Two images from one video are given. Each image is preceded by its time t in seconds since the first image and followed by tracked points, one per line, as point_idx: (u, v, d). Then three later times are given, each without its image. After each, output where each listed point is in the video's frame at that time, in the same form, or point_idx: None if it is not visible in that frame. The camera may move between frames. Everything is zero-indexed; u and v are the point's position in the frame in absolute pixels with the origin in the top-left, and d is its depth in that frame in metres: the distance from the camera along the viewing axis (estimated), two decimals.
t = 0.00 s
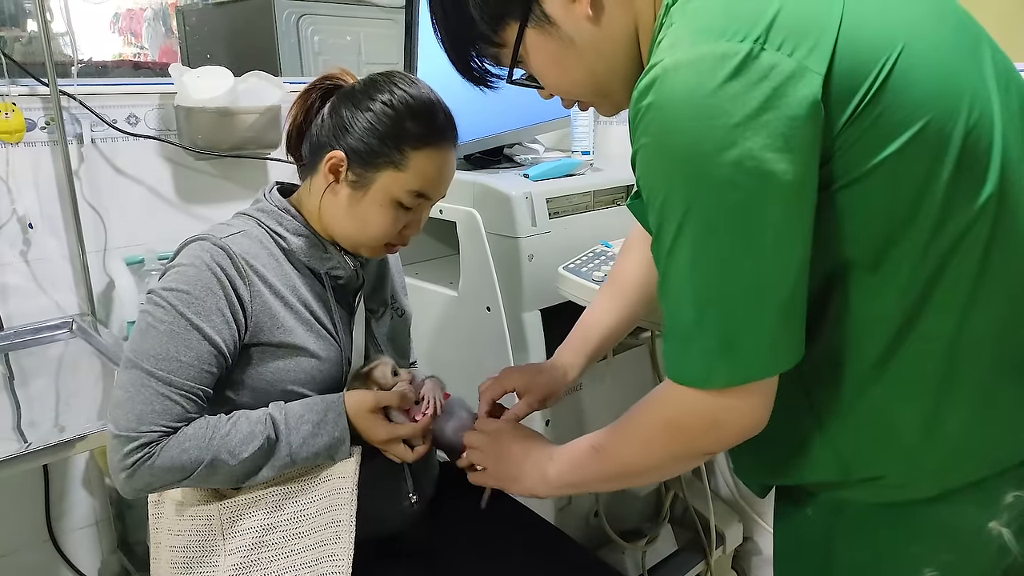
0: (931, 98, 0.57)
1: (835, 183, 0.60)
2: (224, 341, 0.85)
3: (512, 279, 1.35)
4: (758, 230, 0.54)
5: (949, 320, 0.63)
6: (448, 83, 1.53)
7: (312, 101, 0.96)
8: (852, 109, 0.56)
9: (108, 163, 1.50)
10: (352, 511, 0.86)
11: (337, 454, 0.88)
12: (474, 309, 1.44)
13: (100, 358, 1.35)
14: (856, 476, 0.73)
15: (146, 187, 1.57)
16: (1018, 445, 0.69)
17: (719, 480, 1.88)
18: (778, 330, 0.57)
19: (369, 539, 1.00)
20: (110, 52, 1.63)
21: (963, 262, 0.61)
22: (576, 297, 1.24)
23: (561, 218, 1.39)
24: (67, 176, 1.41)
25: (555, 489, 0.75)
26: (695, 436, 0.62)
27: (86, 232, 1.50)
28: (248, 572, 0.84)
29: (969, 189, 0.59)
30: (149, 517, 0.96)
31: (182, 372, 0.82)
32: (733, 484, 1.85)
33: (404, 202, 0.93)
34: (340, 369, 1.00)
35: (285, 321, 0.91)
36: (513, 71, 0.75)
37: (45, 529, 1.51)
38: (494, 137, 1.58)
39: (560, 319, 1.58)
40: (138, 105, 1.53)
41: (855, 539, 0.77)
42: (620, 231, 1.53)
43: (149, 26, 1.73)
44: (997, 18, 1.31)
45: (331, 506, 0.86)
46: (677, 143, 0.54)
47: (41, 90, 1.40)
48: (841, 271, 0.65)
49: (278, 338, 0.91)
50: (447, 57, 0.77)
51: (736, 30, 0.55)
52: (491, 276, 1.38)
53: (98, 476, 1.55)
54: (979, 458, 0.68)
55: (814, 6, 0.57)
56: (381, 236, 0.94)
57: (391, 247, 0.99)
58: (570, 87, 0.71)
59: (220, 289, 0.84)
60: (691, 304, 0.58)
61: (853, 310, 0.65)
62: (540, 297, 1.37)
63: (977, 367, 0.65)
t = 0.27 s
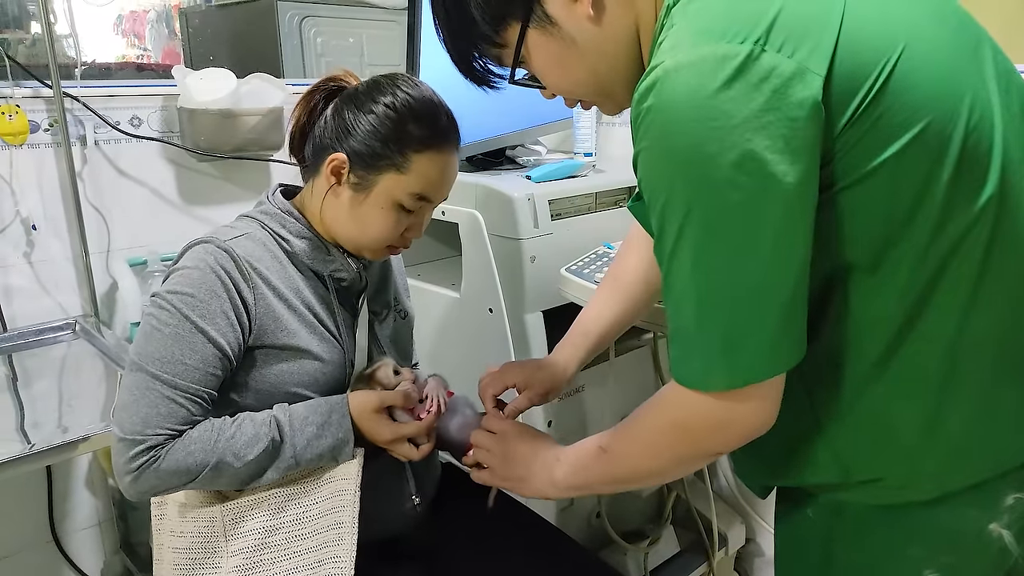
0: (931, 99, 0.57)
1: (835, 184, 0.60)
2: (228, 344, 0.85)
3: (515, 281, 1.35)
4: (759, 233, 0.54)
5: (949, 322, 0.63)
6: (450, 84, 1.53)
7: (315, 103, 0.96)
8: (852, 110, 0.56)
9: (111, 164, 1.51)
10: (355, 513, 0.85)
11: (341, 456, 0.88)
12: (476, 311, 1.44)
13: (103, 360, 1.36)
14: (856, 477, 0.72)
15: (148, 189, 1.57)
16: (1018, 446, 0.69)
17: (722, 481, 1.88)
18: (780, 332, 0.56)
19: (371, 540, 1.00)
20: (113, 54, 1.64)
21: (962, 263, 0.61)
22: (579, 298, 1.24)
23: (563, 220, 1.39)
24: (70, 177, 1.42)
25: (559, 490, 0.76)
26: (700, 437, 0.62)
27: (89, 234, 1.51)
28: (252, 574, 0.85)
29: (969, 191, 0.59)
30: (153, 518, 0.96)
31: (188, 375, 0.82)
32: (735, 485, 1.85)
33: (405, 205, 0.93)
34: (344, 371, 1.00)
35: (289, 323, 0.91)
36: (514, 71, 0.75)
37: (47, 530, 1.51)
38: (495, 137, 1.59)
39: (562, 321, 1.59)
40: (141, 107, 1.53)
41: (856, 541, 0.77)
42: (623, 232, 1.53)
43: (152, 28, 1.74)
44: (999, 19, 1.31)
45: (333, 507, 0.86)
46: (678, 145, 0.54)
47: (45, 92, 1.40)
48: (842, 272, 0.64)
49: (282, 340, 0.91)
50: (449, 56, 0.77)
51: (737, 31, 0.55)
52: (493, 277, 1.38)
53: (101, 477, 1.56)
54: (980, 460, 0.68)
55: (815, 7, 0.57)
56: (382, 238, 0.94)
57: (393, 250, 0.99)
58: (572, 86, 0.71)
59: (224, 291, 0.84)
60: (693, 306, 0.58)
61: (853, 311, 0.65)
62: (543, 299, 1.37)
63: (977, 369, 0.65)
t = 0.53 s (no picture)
0: (932, 105, 0.57)
1: (837, 190, 0.60)
2: (234, 346, 0.85)
3: (517, 284, 1.35)
4: (762, 238, 0.54)
5: (949, 327, 0.63)
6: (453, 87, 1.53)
7: (319, 105, 0.97)
8: (854, 115, 0.57)
9: (115, 167, 1.51)
10: (359, 516, 0.86)
11: (345, 457, 0.89)
12: (478, 314, 1.44)
13: (106, 362, 1.37)
14: (857, 482, 0.72)
15: (152, 191, 1.58)
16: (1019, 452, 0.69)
17: (724, 484, 1.88)
18: (783, 337, 0.57)
19: (373, 543, 1.00)
20: (116, 56, 1.65)
21: (963, 269, 0.61)
22: (581, 301, 1.24)
23: (565, 222, 1.40)
24: (74, 180, 1.42)
25: (562, 493, 0.76)
26: (705, 440, 0.62)
27: (93, 236, 1.51)
28: None
29: (970, 197, 0.59)
30: (155, 521, 0.96)
31: (194, 378, 0.82)
32: (737, 488, 1.85)
33: (408, 208, 0.93)
34: (348, 373, 1.00)
35: (294, 325, 0.91)
36: (516, 75, 0.75)
37: (50, 532, 1.51)
38: (496, 140, 1.59)
39: (564, 324, 1.59)
40: (145, 110, 1.54)
41: (857, 545, 0.77)
42: (625, 235, 1.53)
43: (156, 30, 1.73)
44: (1001, 22, 1.31)
45: (338, 510, 0.86)
46: (681, 150, 0.54)
47: (49, 95, 1.41)
48: (843, 277, 0.64)
49: (287, 342, 0.91)
50: (450, 59, 0.77)
51: (739, 36, 0.55)
52: (496, 280, 1.38)
53: (104, 479, 1.56)
54: (980, 465, 0.68)
55: (816, 12, 0.57)
56: (385, 242, 0.94)
57: (397, 253, 0.99)
58: (574, 89, 0.71)
59: (230, 295, 0.85)
60: (696, 310, 0.58)
61: (855, 315, 0.65)
62: (545, 302, 1.37)
63: (978, 375, 0.65)
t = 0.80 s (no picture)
0: (936, 108, 0.57)
1: (840, 193, 0.60)
2: (236, 347, 0.85)
3: (518, 285, 1.36)
4: (764, 239, 0.54)
5: (951, 330, 0.63)
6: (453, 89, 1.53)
7: (321, 108, 0.97)
8: (857, 119, 0.57)
9: (116, 168, 1.52)
10: (360, 517, 0.87)
11: (346, 459, 0.89)
12: (479, 316, 1.44)
13: (107, 363, 1.37)
14: (857, 484, 0.73)
15: (153, 193, 1.58)
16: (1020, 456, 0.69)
17: (724, 486, 1.88)
18: (784, 338, 0.57)
19: (374, 544, 1.00)
20: (119, 58, 1.68)
21: (966, 273, 0.61)
22: (582, 303, 1.24)
23: (565, 224, 1.40)
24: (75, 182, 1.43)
25: (562, 492, 0.76)
26: (706, 440, 0.63)
27: (94, 238, 1.51)
28: None
29: (973, 201, 0.59)
30: (156, 521, 0.96)
31: (197, 379, 0.83)
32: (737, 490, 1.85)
33: (410, 211, 0.93)
34: (350, 375, 1.00)
35: (296, 327, 0.92)
36: (518, 77, 0.75)
37: (51, 533, 1.52)
38: (496, 142, 1.59)
39: (565, 326, 1.59)
40: (146, 112, 1.54)
41: (858, 547, 0.77)
42: (626, 237, 1.54)
43: (157, 32, 1.79)
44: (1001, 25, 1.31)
45: (339, 511, 0.87)
46: (684, 153, 0.54)
47: (51, 97, 1.41)
48: (846, 280, 0.65)
49: (289, 344, 0.91)
50: (451, 61, 0.77)
51: (742, 39, 0.55)
52: (496, 282, 1.38)
53: (104, 481, 1.56)
54: (981, 468, 0.68)
55: (819, 15, 0.57)
56: (387, 245, 0.95)
57: (397, 256, 0.99)
58: (577, 91, 0.71)
59: (232, 296, 0.85)
60: (698, 312, 0.58)
61: (857, 318, 0.65)
62: (546, 303, 1.37)
63: (980, 378, 0.65)
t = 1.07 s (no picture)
0: (942, 113, 0.57)
1: (846, 198, 0.60)
2: (240, 351, 0.86)
3: (521, 289, 1.36)
4: (770, 244, 0.54)
5: (956, 335, 0.63)
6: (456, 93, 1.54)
7: (325, 113, 0.97)
8: (863, 124, 0.57)
9: (120, 172, 1.52)
10: (363, 521, 0.86)
11: (350, 462, 0.89)
12: (482, 319, 1.44)
13: (110, 367, 1.37)
14: (861, 491, 0.72)
15: (156, 197, 1.58)
16: None
17: (727, 491, 1.87)
18: (790, 343, 0.57)
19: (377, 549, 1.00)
20: (121, 62, 1.69)
21: (972, 277, 0.61)
22: (585, 307, 1.24)
23: (568, 228, 1.40)
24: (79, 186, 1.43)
25: (568, 495, 0.76)
26: (712, 444, 0.63)
27: (97, 241, 1.52)
28: None
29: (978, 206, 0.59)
30: (160, 525, 0.96)
31: (202, 383, 0.83)
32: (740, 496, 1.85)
33: (413, 217, 0.93)
34: (354, 379, 1.00)
35: (299, 330, 0.92)
36: (522, 78, 0.75)
37: (53, 537, 1.52)
38: (500, 146, 1.60)
39: (567, 330, 1.59)
40: (150, 116, 1.55)
41: (862, 553, 0.77)
42: (629, 241, 1.54)
43: (159, 36, 1.78)
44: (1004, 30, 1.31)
45: (341, 515, 0.86)
46: (691, 157, 0.54)
47: (55, 101, 1.42)
48: (851, 285, 0.65)
49: (292, 347, 0.91)
50: (455, 61, 0.77)
51: (747, 43, 0.55)
52: (499, 286, 1.38)
53: (107, 484, 1.56)
54: (986, 475, 0.68)
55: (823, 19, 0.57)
56: (389, 250, 0.95)
57: (399, 261, 0.99)
58: (581, 92, 0.71)
59: (237, 300, 0.85)
60: (704, 316, 0.58)
61: (862, 323, 0.65)
62: (549, 307, 1.37)
63: (985, 384, 0.65)
